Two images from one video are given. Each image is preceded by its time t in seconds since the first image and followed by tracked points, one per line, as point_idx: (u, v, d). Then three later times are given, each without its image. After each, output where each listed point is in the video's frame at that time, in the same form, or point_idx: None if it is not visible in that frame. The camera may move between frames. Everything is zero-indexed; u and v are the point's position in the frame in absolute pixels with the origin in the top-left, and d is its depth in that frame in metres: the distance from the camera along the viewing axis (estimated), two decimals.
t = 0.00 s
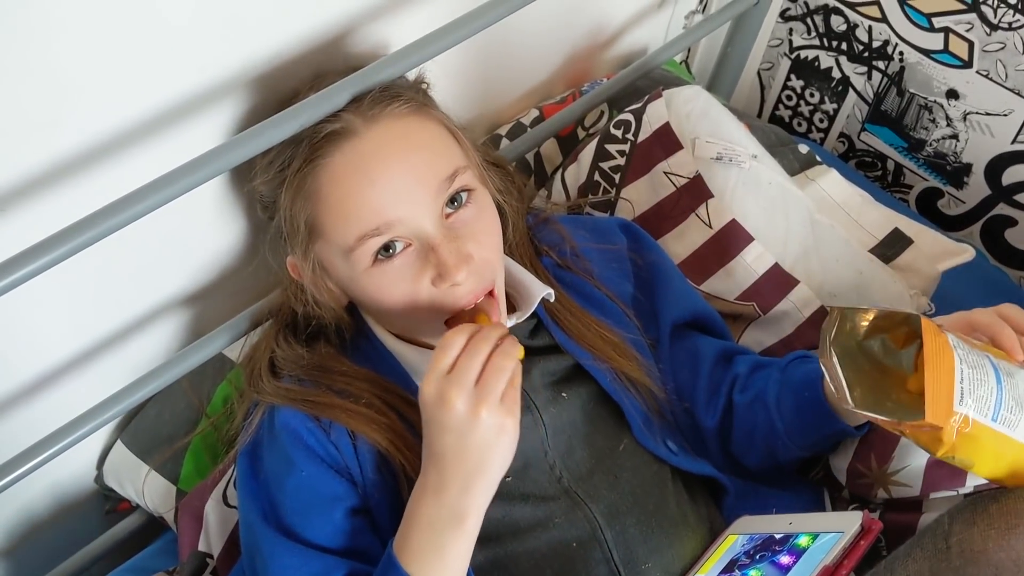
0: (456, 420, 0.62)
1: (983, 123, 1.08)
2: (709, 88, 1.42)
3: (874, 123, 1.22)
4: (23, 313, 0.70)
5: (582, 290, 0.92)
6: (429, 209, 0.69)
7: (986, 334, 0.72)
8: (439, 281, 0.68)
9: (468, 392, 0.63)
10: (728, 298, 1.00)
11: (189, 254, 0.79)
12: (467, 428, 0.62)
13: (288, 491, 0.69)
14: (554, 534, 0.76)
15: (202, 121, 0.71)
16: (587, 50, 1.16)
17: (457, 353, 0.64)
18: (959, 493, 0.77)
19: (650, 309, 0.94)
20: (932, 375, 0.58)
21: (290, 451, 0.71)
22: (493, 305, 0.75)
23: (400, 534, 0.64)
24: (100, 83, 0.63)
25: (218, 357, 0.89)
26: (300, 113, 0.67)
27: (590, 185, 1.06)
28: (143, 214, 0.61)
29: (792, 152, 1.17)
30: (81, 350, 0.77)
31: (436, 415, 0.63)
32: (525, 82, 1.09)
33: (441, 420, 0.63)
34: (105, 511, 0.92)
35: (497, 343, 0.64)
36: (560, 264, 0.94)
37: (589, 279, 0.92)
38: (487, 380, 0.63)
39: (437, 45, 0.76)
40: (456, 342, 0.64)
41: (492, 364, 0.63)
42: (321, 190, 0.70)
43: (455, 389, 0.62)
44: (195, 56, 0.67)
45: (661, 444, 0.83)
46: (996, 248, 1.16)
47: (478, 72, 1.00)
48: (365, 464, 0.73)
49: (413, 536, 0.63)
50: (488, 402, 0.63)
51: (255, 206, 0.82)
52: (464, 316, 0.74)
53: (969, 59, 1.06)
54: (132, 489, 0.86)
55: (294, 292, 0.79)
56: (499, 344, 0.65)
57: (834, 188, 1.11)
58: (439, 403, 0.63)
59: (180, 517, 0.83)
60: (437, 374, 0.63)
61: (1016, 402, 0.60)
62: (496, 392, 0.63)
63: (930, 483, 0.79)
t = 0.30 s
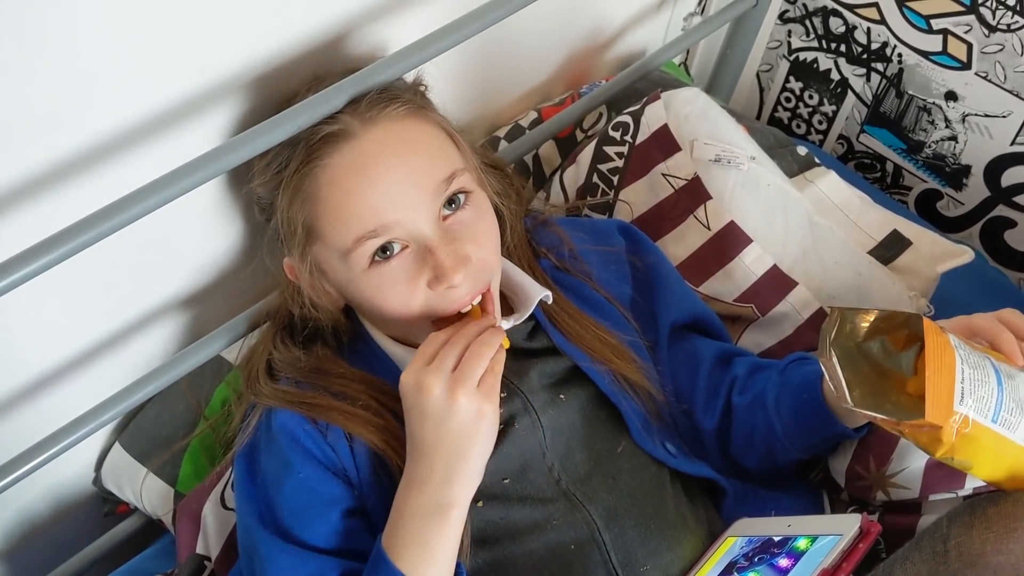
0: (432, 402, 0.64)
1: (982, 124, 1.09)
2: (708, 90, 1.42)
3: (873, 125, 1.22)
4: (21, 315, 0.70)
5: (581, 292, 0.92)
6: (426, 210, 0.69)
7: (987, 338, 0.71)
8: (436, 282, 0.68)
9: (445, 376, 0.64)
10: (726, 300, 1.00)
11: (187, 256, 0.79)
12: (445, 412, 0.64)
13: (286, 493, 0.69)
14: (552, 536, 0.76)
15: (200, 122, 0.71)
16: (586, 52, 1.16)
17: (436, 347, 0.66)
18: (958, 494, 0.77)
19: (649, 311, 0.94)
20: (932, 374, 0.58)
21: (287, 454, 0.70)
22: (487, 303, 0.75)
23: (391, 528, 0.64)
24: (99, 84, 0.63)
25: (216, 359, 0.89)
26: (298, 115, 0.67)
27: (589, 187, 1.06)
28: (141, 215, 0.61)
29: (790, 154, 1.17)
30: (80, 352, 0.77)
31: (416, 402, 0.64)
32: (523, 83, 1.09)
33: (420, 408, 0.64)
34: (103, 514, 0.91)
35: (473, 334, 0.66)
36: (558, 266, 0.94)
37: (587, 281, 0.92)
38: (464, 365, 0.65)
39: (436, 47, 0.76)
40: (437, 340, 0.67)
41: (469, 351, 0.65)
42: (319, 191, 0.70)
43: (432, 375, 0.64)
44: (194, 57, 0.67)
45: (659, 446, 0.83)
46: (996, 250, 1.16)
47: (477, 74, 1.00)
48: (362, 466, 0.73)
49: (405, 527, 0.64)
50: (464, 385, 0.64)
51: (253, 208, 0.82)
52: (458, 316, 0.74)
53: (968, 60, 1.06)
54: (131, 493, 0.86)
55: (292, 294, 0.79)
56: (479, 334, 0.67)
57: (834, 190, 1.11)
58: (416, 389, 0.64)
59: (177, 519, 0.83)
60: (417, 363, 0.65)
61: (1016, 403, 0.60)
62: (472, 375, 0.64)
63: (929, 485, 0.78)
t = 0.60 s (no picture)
0: (434, 404, 0.64)
1: (983, 124, 1.08)
2: (709, 90, 1.42)
3: (874, 125, 1.22)
4: (22, 314, 0.70)
5: (582, 291, 0.92)
6: (427, 210, 0.68)
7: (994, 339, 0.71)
8: (437, 282, 0.68)
9: (448, 378, 0.64)
10: (728, 300, 1.00)
11: (188, 254, 0.79)
12: (447, 416, 0.64)
13: (287, 493, 0.69)
14: (553, 535, 0.76)
15: (201, 122, 0.71)
16: (587, 51, 1.16)
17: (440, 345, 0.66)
18: (960, 493, 0.77)
19: (651, 310, 0.94)
20: (940, 368, 0.57)
21: (289, 454, 0.70)
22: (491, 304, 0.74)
23: (389, 530, 0.65)
24: (100, 84, 0.63)
25: (217, 359, 0.89)
26: (299, 114, 0.67)
27: (590, 187, 1.06)
28: (143, 214, 0.61)
29: (792, 154, 1.17)
30: (81, 352, 0.77)
31: (418, 404, 0.64)
32: (525, 83, 1.09)
33: (421, 410, 0.64)
34: (104, 514, 0.91)
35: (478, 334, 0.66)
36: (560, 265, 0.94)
37: (589, 281, 0.92)
38: (467, 367, 0.64)
39: (437, 46, 0.76)
40: (441, 338, 0.67)
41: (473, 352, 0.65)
42: (320, 191, 0.70)
43: (434, 376, 0.64)
44: (195, 56, 0.67)
45: (661, 446, 0.83)
46: (997, 250, 1.15)
47: (478, 73, 0.99)
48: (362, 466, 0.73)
49: (404, 529, 0.64)
50: (467, 387, 0.64)
51: (255, 207, 0.82)
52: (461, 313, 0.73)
53: (970, 59, 1.06)
54: (132, 493, 0.86)
55: (292, 293, 0.79)
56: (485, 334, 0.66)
57: (835, 190, 1.11)
58: (419, 391, 0.64)
59: (178, 519, 0.83)
60: (421, 364, 0.65)
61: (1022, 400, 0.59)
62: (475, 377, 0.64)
63: (931, 484, 0.79)
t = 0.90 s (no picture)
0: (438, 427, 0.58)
1: (983, 124, 1.08)
2: (709, 90, 1.42)
3: (874, 125, 1.22)
4: (22, 313, 0.70)
5: (582, 290, 0.92)
6: (426, 210, 0.68)
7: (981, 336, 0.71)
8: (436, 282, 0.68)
9: (453, 400, 0.57)
10: (728, 300, 1.00)
11: (187, 254, 0.79)
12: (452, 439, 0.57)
13: (284, 494, 0.69)
14: (553, 534, 0.76)
15: (201, 121, 0.71)
16: (587, 51, 1.16)
17: (445, 357, 0.59)
18: (960, 493, 0.77)
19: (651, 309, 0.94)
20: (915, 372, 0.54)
21: (285, 454, 0.70)
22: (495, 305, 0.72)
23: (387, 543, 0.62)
24: (100, 83, 0.63)
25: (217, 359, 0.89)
26: (298, 114, 0.67)
27: (590, 186, 1.06)
28: (143, 213, 0.61)
29: (791, 153, 1.17)
30: (80, 351, 0.77)
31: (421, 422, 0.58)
32: (524, 83, 1.09)
33: (424, 431, 0.59)
34: (104, 513, 0.91)
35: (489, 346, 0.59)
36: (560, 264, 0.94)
37: (588, 279, 0.92)
38: (476, 387, 0.58)
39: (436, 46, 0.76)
40: (448, 346, 0.60)
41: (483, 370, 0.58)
42: (319, 191, 0.70)
43: (439, 398, 0.57)
44: (194, 56, 0.67)
45: (661, 444, 0.83)
46: (997, 249, 1.15)
47: (478, 73, 0.99)
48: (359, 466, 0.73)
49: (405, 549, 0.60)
50: (473, 412, 0.57)
51: (254, 207, 0.82)
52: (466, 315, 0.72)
53: (970, 59, 1.06)
54: (132, 492, 0.86)
55: (292, 293, 0.78)
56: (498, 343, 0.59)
57: (835, 190, 1.11)
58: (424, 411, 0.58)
59: (177, 519, 0.83)
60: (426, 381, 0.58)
61: (1003, 397, 0.57)
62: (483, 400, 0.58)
63: (930, 484, 0.79)
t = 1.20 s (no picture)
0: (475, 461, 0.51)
1: (983, 124, 1.08)
2: (709, 91, 1.42)
3: (875, 125, 1.22)
4: (22, 313, 0.70)
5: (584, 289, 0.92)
6: (429, 208, 0.68)
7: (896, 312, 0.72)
8: (440, 280, 0.68)
9: (494, 431, 0.51)
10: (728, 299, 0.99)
11: (187, 254, 0.79)
12: (486, 473, 0.51)
13: (286, 494, 0.69)
14: (553, 534, 0.76)
15: (201, 121, 0.72)
16: (587, 51, 1.16)
17: (485, 381, 0.52)
18: (959, 493, 0.77)
19: (652, 307, 0.94)
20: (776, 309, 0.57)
21: (286, 455, 0.70)
22: (498, 306, 0.72)
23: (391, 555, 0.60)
24: (99, 83, 0.63)
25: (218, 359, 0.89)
26: (298, 115, 0.67)
27: (589, 187, 1.06)
28: (144, 213, 0.61)
29: (792, 154, 1.17)
30: (81, 351, 0.77)
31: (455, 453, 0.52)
32: (524, 83, 1.09)
33: (459, 460, 0.52)
34: (105, 514, 0.91)
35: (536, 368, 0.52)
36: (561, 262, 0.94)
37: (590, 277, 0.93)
38: (516, 416, 0.51)
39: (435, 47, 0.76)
40: (490, 367, 0.53)
41: (527, 397, 0.52)
42: (320, 192, 0.70)
43: (476, 427, 0.50)
44: (194, 56, 0.67)
45: (662, 441, 0.83)
46: (997, 250, 1.16)
47: (477, 74, 1.00)
48: (361, 466, 0.73)
49: None
50: (513, 444, 0.51)
51: (255, 208, 0.82)
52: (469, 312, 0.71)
53: (970, 60, 1.06)
54: (133, 493, 0.86)
55: (294, 293, 0.79)
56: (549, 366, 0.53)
57: (835, 190, 1.11)
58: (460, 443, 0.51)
59: (178, 519, 0.83)
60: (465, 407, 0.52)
61: (880, 327, 0.59)
62: (524, 432, 0.51)
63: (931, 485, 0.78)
